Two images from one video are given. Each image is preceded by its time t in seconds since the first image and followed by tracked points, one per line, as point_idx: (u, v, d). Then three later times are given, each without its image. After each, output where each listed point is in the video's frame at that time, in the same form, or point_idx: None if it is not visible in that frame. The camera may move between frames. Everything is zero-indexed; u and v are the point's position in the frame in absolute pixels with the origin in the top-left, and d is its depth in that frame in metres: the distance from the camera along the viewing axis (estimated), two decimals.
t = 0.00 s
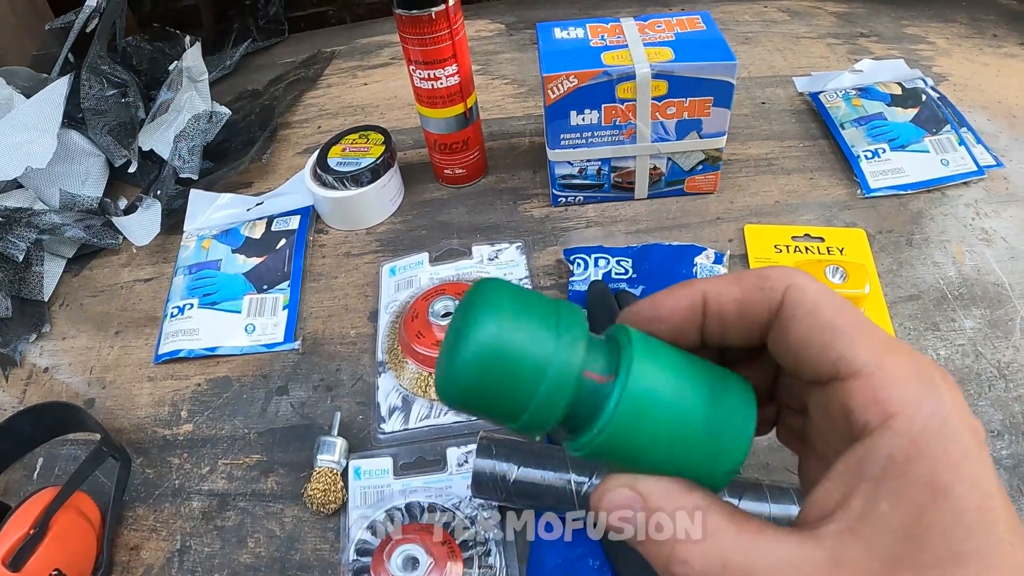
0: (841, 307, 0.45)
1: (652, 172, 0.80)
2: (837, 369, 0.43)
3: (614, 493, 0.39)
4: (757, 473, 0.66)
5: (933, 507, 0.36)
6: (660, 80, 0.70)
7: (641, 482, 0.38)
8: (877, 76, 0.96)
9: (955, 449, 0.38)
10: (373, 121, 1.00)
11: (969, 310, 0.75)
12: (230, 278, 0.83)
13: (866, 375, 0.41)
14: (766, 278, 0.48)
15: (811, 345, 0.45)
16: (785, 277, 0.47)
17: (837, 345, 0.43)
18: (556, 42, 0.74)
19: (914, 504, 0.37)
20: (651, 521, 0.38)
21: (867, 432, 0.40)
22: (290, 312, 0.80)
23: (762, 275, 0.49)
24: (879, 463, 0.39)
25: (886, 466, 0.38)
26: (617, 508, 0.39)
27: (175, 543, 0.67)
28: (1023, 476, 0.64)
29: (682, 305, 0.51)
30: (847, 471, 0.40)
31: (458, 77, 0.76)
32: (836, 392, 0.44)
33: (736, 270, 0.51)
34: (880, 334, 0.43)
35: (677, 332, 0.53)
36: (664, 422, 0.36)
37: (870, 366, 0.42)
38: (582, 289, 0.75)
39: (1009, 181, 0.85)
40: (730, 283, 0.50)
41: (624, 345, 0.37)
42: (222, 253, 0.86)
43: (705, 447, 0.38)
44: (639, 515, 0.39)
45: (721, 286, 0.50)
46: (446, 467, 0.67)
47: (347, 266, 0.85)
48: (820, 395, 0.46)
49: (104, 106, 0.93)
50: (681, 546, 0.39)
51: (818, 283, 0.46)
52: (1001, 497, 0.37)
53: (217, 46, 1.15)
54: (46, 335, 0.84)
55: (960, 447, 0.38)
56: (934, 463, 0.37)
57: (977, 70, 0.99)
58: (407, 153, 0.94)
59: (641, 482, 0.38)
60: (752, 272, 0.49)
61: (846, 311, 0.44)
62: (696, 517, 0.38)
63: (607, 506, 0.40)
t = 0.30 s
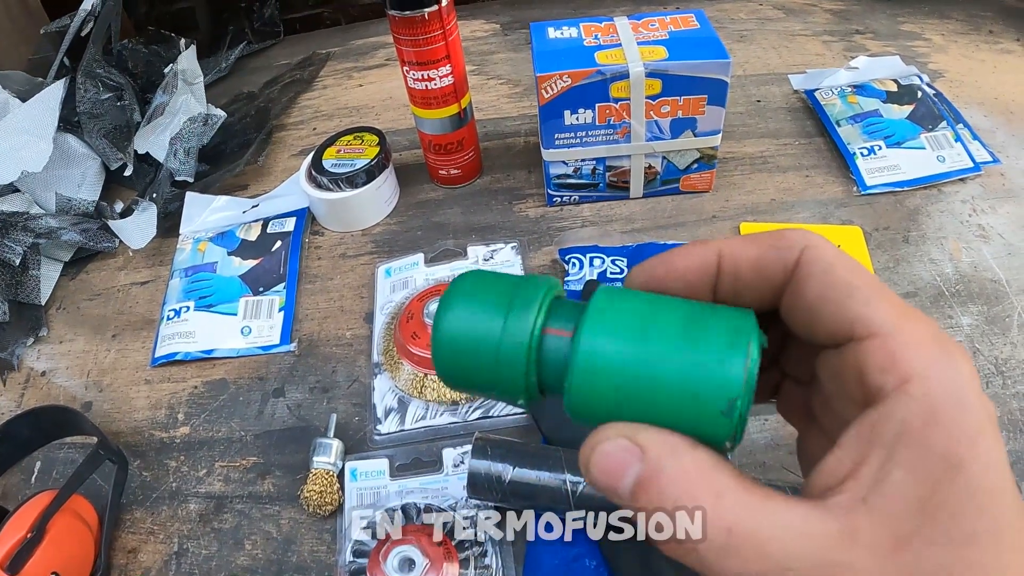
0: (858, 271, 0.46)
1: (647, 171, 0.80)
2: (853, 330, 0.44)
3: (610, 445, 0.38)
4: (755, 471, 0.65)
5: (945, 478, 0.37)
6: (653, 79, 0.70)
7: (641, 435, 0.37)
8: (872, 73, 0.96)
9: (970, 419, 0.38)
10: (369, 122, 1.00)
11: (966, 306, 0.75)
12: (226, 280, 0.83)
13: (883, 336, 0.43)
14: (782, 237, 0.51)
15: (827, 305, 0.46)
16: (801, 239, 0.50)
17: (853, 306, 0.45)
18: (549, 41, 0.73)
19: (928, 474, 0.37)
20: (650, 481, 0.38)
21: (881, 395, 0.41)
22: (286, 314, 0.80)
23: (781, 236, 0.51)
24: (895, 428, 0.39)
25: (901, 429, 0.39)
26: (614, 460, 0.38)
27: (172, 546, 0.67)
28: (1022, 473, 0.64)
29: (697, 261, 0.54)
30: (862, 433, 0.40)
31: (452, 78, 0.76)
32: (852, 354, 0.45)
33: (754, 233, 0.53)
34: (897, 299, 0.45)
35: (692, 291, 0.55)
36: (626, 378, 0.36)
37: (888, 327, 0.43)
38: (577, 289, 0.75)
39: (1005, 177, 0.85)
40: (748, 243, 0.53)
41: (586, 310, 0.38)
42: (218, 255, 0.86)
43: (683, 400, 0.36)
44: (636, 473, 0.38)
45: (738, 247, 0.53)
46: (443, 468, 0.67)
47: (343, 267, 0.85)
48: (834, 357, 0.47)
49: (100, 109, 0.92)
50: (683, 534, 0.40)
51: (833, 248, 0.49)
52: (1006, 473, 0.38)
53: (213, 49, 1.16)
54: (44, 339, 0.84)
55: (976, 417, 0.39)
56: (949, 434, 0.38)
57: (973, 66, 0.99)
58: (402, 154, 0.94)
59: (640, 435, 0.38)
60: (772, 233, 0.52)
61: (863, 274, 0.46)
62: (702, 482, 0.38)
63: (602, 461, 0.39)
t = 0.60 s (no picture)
0: (833, 281, 0.44)
1: (646, 170, 0.80)
2: (832, 343, 0.43)
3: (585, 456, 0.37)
4: (755, 469, 0.65)
5: (929, 486, 0.37)
6: (652, 78, 0.70)
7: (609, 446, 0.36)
8: (871, 71, 0.96)
9: (957, 426, 0.38)
10: (367, 123, 0.99)
11: (966, 303, 0.75)
12: (225, 282, 0.83)
13: (863, 351, 0.41)
14: (748, 250, 0.47)
15: (801, 321, 0.44)
16: (768, 254, 0.47)
17: (831, 320, 0.43)
18: (547, 41, 0.73)
19: (909, 482, 0.37)
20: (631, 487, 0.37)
21: (865, 407, 0.40)
22: (286, 315, 0.80)
23: (747, 249, 0.48)
24: (876, 438, 0.38)
25: (881, 440, 0.38)
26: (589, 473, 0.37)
27: (173, 547, 0.67)
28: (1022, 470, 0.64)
29: (660, 269, 0.50)
30: (842, 442, 0.40)
31: (451, 78, 0.76)
32: (831, 368, 0.43)
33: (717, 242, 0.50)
34: (875, 306, 0.43)
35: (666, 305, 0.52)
36: (553, 374, 0.35)
37: (869, 340, 0.41)
38: (577, 288, 0.76)
39: (1005, 174, 0.85)
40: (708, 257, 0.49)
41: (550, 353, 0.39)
42: (217, 257, 0.86)
43: (581, 385, 0.32)
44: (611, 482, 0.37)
45: (700, 258, 0.49)
46: (444, 469, 0.67)
47: (342, 268, 0.85)
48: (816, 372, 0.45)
49: (98, 111, 0.93)
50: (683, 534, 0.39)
51: (804, 257, 0.46)
52: (996, 482, 0.37)
53: (211, 50, 1.16)
54: (43, 341, 0.84)
55: (963, 426, 0.38)
56: (932, 443, 0.37)
57: (971, 64, 0.99)
58: (401, 154, 0.94)
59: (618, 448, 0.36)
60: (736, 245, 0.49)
61: (838, 285, 0.44)
62: (670, 486, 0.37)
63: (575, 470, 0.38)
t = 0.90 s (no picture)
0: (817, 315, 0.40)
1: (647, 167, 0.80)
2: (814, 386, 0.40)
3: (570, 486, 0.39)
4: (757, 467, 0.65)
5: (908, 538, 0.36)
6: (653, 75, 0.70)
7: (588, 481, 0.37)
8: (871, 68, 0.96)
9: (942, 475, 0.36)
10: (367, 122, 0.99)
11: (967, 301, 0.75)
12: (225, 280, 0.83)
13: (847, 398, 0.38)
14: (726, 278, 0.45)
15: (780, 361, 0.42)
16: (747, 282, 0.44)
17: (814, 359, 0.39)
18: (547, 38, 0.73)
19: (888, 531, 0.36)
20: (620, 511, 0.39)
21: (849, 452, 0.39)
22: (286, 314, 0.80)
23: (724, 277, 0.45)
24: (857, 484, 0.38)
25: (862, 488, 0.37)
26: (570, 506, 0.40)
27: (174, 547, 0.67)
28: None
29: (631, 293, 0.48)
30: (822, 483, 0.40)
31: (451, 76, 0.76)
32: (814, 407, 0.41)
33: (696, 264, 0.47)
34: (866, 340, 0.39)
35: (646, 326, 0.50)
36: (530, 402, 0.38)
37: (854, 384, 0.38)
38: (577, 286, 0.75)
39: (1005, 170, 0.85)
40: (687, 282, 0.47)
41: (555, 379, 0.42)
42: (217, 256, 0.86)
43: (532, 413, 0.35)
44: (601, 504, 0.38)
45: (678, 283, 0.47)
46: (445, 467, 0.67)
47: (342, 267, 0.84)
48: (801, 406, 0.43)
49: (97, 110, 0.92)
50: (683, 535, 0.39)
51: (786, 288, 0.42)
52: (989, 525, 0.36)
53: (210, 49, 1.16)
54: (43, 341, 0.84)
55: (953, 472, 0.36)
56: (916, 493, 0.36)
57: (971, 61, 0.99)
58: (400, 153, 0.94)
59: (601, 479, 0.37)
60: (716, 269, 0.46)
61: (822, 318, 0.40)
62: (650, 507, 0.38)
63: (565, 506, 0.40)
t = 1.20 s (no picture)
0: (837, 297, 0.41)
1: (647, 167, 0.80)
2: (824, 367, 0.41)
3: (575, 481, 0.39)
4: (758, 466, 0.65)
5: (907, 529, 0.36)
6: (653, 74, 0.70)
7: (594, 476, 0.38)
8: (871, 67, 0.96)
9: (939, 471, 0.37)
10: (367, 121, 0.99)
11: (968, 300, 0.75)
12: (226, 279, 0.83)
13: (854, 384, 0.39)
14: (747, 255, 0.45)
15: (795, 339, 0.43)
16: (770, 255, 0.44)
17: (827, 340, 0.40)
18: (548, 37, 0.73)
19: (888, 524, 0.37)
20: (620, 511, 0.39)
21: (849, 440, 0.39)
22: (287, 313, 0.80)
23: (744, 251, 0.45)
24: (857, 475, 0.38)
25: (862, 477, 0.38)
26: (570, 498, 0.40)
27: (175, 547, 0.67)
28: None
29: (648, 288, 0.50)
30: (823, 473, 0.40)
31: (452, 75, 0.76)
32: (820, 388, 0.42)
33: (718, 239, 0.47)
34: (880, 329, 0.40)
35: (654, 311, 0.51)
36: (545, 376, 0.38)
37: (862, 371, 0.39)
38: (579, 285, 0.75)
39: (1006, 170, 0.85)
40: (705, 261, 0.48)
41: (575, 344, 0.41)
42: (218, 255, 0.86)
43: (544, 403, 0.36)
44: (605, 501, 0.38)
45: (696, 263, 0.48)
46: (445, 466, 0.67)
47: (343, 266, 0.84)
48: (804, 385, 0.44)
49: (98, 110, 0.92)
50: (683, 535, 0.39)
51: (810, 265, 0.43)
52: (985, 520, 0.36)
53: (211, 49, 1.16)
54: (43, 340, 0.84)
55: (950, 465, 0.37)
56: (915, 485, 0.37)
57: (971, 60, 0.99)
58: (401, 152, 0.94)
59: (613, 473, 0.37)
60: (736, 245, 0.46)
61: (841, 303, 0.41)
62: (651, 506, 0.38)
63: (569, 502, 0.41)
